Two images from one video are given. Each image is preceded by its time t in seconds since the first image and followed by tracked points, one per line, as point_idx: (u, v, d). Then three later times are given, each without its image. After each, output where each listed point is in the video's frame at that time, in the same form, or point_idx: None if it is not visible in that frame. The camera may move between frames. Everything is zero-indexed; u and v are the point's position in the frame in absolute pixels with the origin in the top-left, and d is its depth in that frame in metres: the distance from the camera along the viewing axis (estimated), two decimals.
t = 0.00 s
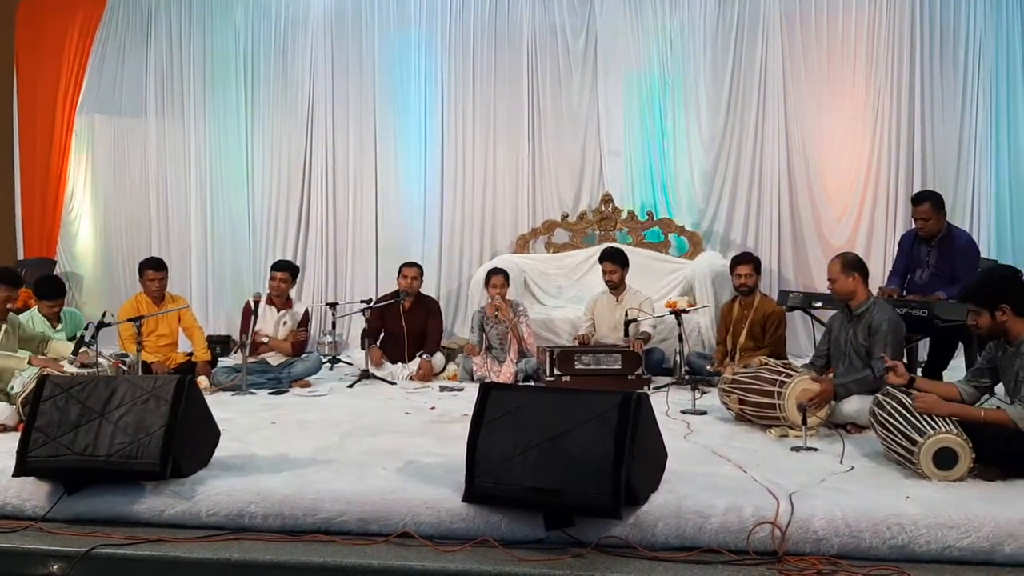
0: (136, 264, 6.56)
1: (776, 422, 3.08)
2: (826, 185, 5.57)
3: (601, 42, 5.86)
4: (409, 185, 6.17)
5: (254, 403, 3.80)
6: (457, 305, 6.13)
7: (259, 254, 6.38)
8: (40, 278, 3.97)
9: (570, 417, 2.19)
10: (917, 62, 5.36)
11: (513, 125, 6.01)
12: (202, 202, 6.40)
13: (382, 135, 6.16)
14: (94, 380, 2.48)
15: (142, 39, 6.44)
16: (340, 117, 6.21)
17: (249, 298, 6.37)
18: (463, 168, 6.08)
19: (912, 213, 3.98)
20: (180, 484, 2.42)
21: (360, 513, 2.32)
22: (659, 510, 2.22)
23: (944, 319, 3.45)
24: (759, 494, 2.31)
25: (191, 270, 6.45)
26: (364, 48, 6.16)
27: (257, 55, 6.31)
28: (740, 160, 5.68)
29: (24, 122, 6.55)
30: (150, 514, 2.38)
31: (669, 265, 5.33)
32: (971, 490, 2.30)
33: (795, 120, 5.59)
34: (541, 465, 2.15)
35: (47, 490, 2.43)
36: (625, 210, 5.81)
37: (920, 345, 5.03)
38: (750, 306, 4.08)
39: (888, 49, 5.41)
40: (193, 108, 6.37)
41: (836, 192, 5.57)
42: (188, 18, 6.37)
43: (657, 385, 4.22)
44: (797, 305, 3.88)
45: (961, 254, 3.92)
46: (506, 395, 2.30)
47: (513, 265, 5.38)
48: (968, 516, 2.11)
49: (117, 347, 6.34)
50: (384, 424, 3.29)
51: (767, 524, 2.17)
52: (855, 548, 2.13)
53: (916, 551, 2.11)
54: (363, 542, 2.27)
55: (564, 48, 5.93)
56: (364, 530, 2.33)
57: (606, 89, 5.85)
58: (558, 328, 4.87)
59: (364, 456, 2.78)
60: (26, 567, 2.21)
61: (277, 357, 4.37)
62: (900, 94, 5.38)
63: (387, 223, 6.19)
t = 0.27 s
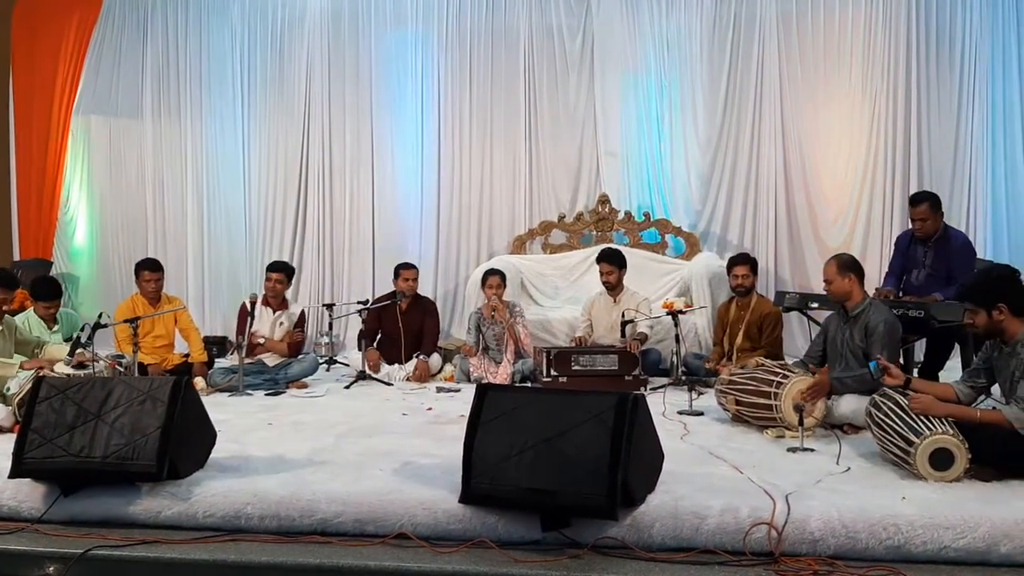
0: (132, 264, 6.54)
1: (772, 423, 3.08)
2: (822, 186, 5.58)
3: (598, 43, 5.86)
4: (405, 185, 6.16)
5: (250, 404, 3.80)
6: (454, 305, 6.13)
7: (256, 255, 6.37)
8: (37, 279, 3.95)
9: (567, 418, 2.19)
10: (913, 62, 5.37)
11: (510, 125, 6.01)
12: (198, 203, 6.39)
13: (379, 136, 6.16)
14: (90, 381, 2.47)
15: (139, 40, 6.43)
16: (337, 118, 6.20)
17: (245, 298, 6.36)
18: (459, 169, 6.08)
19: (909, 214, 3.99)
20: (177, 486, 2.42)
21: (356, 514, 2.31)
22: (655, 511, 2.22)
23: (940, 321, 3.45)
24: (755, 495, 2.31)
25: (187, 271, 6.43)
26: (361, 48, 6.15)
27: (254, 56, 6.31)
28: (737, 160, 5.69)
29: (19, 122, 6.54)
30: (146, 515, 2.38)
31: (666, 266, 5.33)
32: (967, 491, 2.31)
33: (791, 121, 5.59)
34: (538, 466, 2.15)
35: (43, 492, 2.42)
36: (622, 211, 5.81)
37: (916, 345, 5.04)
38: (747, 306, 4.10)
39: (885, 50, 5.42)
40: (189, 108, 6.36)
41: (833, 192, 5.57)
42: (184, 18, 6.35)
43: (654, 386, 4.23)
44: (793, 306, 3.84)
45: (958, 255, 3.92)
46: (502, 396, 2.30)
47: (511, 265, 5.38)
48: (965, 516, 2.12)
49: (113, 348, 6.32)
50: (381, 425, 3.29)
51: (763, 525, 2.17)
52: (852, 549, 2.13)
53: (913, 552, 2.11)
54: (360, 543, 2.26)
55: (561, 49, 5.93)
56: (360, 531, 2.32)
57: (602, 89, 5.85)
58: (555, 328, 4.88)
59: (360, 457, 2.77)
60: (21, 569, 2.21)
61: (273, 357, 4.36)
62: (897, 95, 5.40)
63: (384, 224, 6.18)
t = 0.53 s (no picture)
0: (130, 264, 6.53)
1: (770, 422, 3.08)
2: (820, 186, 5.58)
3: (595, 43, 5.86)
4: (402, 185, 6.16)
5: (247, 404, 3.79)
6: (451, 305, 6.13)
7: (253, 254, 6.36)
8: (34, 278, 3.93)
9: (565, 418, 2.19)
10: (911, 64, 5.37)
11: (508, 125, 6.01)
12: (195, 203, 6.38)
13: (377, 136, 6.15)
14: (87, 380, 2.47)
15: (136, 39, 6.42)
16: (334, 118, 6.20)
17: (242, 298, 6.35)
18: (457, 169, 6.08)
19: (907, 214, 3.99)
20: (174, 485, 2.41)
21: (354, 514, 2.31)
22: (653, 510, 2.22)
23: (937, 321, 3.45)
24: (753, 495, 2.31)
25: (185, 271, 6.43)
26: (358, 48, 6.15)
27: (251, 55, 6.30)
28: (734, 161, 5.70)
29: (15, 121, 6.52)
30: (143, 514, 2.37)
31: (664, 266, 5.34)
32: (964, 491, 2.31)
33: (788, 121, 5.60)
34: (536, 466, 2.15)
35: (40, 491, 2.42)
36: (620, 211, 5.81)
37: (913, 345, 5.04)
38: (745, 306, 4.10)
39: (883, 51, 5.42)
40: (186, 108, 6.35)
41: (830, 193, 5.58)
42: (181, 18, 6.34)
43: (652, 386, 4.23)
44: (791, 305, 3.84)
45: (956, 255, 3.92)
46: (500, 396, 2.30)
47: (509, 265, 5.37)
48: (962, 516, 2.12)
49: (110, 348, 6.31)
50: (378, 425, 3.28)
51: (761, 524, 2.17)
52: (849, 548, 2.13)
53: (911, 551, 2.11)
54: (357, 543, 2.26)
55: (559, 49, 5.93)
56: (358, 531, 2.32)
57: (600, 89, 5.85)
58: (552, 328, 4.87)
59: (357, 456, 2.77)
60: (19, 568, 2.21)
61: (270, 357, 4.35)
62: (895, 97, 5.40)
63: (381, 224, 6.18)
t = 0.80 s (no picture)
0: (124, 263, 6.51)
1: (764, 421, 3.08)
2: (815, 186, 5.59)
3: (591, 43, 5.86)
4: (398, 184, 6.15)
5: (242, 403, 3.78)
6: (446, 304, 6.12)
7: (248, 254, 6.35)
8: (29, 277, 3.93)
9: (560, 417, 2.18)
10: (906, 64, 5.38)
11: (503, 125, 6.00)
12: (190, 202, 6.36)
13: (372, 135, 6.14)
14: (81, 380, 2.45)
15: (130, 37, 6.39)
16: (329, 117, 6.18)
17: (237, 297, 6.33)
18: (453, 169, 6.07)
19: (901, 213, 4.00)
20: (168, 484, 2.40)
21: (348, 513, 2.30)
22: (648, 509, 2.21)
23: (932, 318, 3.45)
24: (748, 494, 2.31)
25: (179, 270, 6.41)
26: (353, 47, 6.14)
27: (245, 54, 6.28)
28: (730, 160, 5.70)
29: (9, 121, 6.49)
30: (137, 514, 2.36)
31: (660, 265, 5.34)
32: (959, 490, 2.31)
33: (784, 121, 5.60)
34: (530, 465, 2.15)
35: (33, 491, 2.41)
36: (615, 210, 5.81)
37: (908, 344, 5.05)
38: (741, 305, 4.10)
39: (878, 51, 5.43)
40: (180, 107, 6.33)
41: (825, 192, 5.58)
42: (176, 16, 6.32)
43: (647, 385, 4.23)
44: (786, 305, 3.85)
45: (950, 253, 3.92)
46: (495, 395, 2.29)
47: (504, 264, 5.36)
48: (957, 515, 2.12)
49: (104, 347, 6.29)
50: (373, 424, 3.28)
51: (756, 523, 2.17)
52: (844, 547, 2.13)
53: (906, 550, 2.11)
54: (352, 543, 2.25)
55: (554, 48, 5.93)
56: (353, 530, 2.31)
57: (595, 89, 5.85)
58: (548, 327, 4.87)
59: (352, 456, 2.76)
60: (12, 568, 2.20)
61: (265, 356, 4.34)
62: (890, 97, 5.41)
63: (376, 223, 6.17)
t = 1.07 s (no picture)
0: (116, 262, 6.48)
1: (758, 421, 3.09)
2: (808, 186, 5.61)
3: (585, 42, 5.85)
4: (392, 183, 6.14)
5: (234, 403, 3.76)
6: (440, 304, 6.12)
7: (240, 253, 6.33)
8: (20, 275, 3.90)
9: (553, 416, 2.18)
10: (900, 64, 5.40)
11: (497, 124, 6.00)
12: (182, 201, 6.33)
13: (366, 134, 6.12)
14: (73, 379, 2.43)
15: (122, 35, 6.36)
16: (323, 115, 6.17)
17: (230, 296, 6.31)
18: (446, 168, 6.06)
19: (893, 213, 4.01)
20: (160, 484, 2.39)
21: (341, 513, 2.30)
22: (642, 509, 2.21)
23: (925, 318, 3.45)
24: (742, 493, 2.31)
25: (172, 269, 6.38)
26: (347, 45, 6.12)
27: (238, 52, 6.26)
28: (724, 160, 5.70)
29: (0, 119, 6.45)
30: (129, 514, 2.35)
31: (654, 265, 5.35)
32: (952, 489, 2.32)
33: (778, 120, 5.61)
34: (524, 464, 2.14)
35: (24, 491, 2.39)
36: (609, 209, 5.81)
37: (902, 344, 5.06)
38: (735, 303, 4.12)
39: (872, 51, 5.45)
40: (173, 105, 6.30)
41: (819, 191, 5.60)
42: (168, 14, 6.29)
43: (641, 384, 4.24)
44: (780, 304, 3.77)
45: (943, 252, 3.94)
46: (489, 394, 2.28)
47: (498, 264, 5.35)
48: (950, 514, 2.12)
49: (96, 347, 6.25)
50: (366, 424, 3.27)
51: (749, 522, 2.17)
52: (838, 546, 2.14)
53: (899, 549, 2.12)
54: (345, 542, 2.25)
55: (548, 47, 5.92)
56: (346, 530, 2.31)
57: (589, 88, 5.85)
58: (541, 326, 4.87)
59: (345, 455, 2.75)
60: (3, 569, 2.19)
61: (258, 356, 4.33)
62: (883, 97, 5.42)
63: (370, 222, 6.15)
